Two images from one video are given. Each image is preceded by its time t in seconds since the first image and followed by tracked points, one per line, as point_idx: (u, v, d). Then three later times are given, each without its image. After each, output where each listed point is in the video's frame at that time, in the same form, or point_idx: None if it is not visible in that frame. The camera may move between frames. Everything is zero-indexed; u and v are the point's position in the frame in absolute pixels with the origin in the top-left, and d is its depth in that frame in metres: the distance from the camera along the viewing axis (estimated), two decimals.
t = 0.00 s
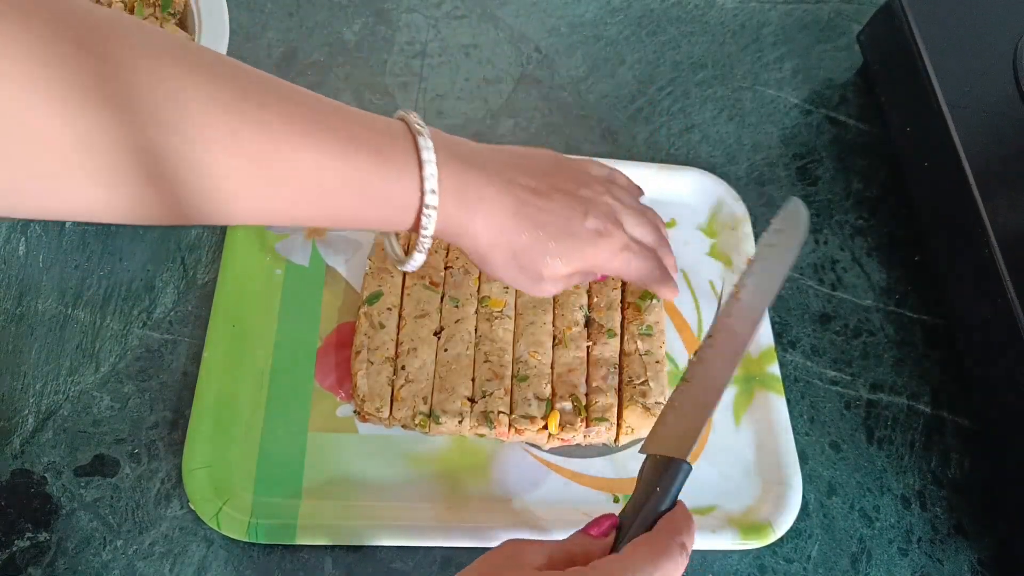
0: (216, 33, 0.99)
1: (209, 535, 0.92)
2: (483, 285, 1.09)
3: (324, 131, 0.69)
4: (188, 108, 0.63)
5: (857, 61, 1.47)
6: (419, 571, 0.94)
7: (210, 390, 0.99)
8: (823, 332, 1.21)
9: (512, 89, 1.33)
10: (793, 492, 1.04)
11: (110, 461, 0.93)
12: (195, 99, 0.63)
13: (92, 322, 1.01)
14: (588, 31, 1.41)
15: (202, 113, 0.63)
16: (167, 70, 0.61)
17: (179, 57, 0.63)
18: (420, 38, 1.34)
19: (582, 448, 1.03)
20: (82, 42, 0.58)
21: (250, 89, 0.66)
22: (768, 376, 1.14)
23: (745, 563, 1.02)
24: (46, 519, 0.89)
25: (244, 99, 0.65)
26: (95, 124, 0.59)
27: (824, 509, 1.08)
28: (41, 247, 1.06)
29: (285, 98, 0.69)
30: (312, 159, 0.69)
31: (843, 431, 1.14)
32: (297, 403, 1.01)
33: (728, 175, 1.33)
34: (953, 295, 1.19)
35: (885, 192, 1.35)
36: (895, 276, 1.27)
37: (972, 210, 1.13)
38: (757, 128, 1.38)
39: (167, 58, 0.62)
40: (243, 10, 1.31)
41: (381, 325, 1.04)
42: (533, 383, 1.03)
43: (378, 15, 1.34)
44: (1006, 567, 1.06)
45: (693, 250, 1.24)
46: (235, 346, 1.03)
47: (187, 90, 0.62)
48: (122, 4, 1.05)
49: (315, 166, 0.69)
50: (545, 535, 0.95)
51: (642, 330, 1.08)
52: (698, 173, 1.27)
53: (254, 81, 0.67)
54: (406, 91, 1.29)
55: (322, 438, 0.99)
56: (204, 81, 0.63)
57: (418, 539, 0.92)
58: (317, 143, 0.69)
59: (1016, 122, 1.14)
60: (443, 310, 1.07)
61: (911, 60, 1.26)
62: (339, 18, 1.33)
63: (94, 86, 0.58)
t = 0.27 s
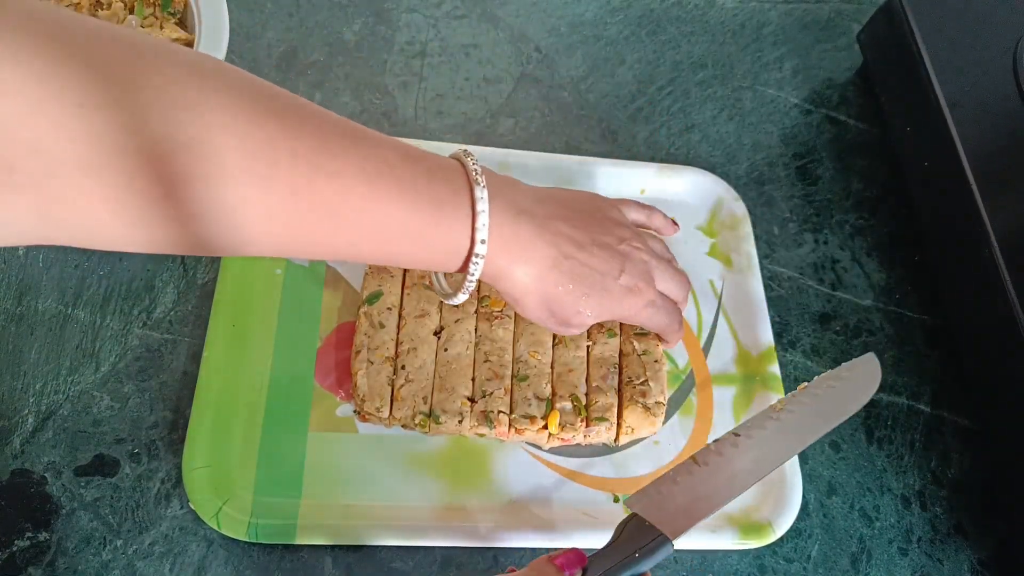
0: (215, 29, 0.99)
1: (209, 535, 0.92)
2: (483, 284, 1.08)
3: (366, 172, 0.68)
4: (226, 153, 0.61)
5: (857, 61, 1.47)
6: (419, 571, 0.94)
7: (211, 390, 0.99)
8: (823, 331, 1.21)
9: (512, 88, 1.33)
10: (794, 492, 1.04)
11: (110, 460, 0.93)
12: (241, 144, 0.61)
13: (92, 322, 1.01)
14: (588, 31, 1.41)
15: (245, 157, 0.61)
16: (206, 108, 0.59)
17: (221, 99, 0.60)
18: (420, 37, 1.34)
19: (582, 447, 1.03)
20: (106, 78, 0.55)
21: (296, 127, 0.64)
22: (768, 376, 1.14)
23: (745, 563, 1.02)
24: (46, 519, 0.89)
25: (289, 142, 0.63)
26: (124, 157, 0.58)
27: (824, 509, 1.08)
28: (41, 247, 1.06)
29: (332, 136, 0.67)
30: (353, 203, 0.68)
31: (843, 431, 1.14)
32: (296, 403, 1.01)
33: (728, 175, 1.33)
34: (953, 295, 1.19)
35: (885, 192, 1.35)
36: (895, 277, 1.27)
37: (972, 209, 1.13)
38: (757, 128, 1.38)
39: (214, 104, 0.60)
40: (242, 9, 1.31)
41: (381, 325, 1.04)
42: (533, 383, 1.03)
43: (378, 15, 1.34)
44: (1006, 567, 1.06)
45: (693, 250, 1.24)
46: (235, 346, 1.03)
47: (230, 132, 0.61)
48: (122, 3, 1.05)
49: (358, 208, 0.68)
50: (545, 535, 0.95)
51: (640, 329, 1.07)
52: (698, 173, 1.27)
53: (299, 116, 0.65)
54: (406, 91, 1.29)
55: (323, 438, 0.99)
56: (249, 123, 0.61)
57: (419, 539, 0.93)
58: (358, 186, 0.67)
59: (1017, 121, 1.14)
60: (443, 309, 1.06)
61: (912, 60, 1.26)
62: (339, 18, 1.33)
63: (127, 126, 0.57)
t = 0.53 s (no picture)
0: (215, 28, 0.98)
1: (209, 535, 0.92)
2: (483, 284, 1.08)
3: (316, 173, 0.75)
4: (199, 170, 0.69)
5: (857, 61, 1.47)
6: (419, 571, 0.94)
7: (210, 390, 0.98)
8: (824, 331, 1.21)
9: (512, 89, 1.33)
10: (794, 492, 1.04)
11: (110, 460, 0.93)
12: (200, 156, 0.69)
13: (92, 322, 1.01)
14: (588, 31, 1.41)
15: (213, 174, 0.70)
16: (212, 157, 0.69)
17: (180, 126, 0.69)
18: (420, 38, 1.34)
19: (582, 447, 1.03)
20: (119, 143, 0.64)
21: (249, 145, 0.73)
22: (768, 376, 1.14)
23: (745, 563, 1.02)
24: (46, 519, 0.89)
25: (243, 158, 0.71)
26: (132, 202, 0.67)
27: (824, 509, 1.08)
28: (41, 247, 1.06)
29: (288, 150, 0.75)
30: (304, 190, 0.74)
31: (843, 431, 1.14)
32: (297, 403, 1.01)
33: (728, 175, 1.33)
34: (953, 294, 1.19)
35: (885, 192, 1.35)
36: (895, 276, 1.27)
37: (972, 209, 1.13)
38: (757, 128, 1.38)
39: (171, 128, 0.68)
40: (243, 9, 1.31)
41: (381, 325, 1.04)
42: (532, 382, 1.03)
43: (378, 15, 1.34)
44: (1006, 567, 1.06)
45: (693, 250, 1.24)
46: (234, 347, 1.03)
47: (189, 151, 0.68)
48: (122, 2, 1.05)
49: (326, 209, 0.74)
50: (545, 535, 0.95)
51: (639, 330, 1.08)
52: (698, 173, 1.27)
53: (251, 138, 0.74)
54: (406, 91, 1.29)
55: (323, 438, 0.99)
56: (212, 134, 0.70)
57: (419, 539, 0.93)
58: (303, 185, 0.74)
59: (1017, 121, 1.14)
60: (443, 310, 1.07)
61: (912, 59, 1.25)
62: (339, 18, 1.33)
63: (118, 154, 0.64)
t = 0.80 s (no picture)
0: (216, 28, 0.98)
1: (209, 535, 0.92)
2: (484, 285, 1.09)
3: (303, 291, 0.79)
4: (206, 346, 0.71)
5: (856, 62, 1.47)
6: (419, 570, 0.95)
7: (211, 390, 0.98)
8: (823, 331, 1.21)
9: (512, 89, 1.33)
10: (794, 493, 1.04)
11: (110, 460, 0.93)
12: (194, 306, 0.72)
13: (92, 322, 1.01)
14: (588, 31, 1.41)
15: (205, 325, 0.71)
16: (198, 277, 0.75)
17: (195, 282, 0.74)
18: (420, 38, 1.34)
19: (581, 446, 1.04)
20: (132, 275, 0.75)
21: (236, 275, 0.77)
22: (768, 376, 1.14)
23: (745, 563, 1.02)
24: (46, 519, 0.89)
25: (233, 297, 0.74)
26: (122, 312, 0.71)
27: (824, 509, 1.08)
28: (41, 248, 1.06)
29: (253, 273, 0.78)
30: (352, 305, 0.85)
31: (843, 431, 1.14)
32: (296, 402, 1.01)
33: (728, 175, 1.33)
34: (952, 294, 1.19)
35: (884, 192, 1.35)
36: (894, 277, 1.28)
37: (972, 210, 1.13)
38: (757, 128, 1.38)
39: (183, 279, 0.74)
40: (242, 9, 1.31)
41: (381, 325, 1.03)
42: (533, 382, 1.02)
43: (378, 15, 1.34)
44: (1005, 567, 1.06)
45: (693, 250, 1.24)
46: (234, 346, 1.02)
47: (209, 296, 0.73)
48: (122, 3, 1.05)
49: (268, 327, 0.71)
50: (546, 535, 0.95)
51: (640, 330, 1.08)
52: (699, 173, 1.27)
53: (242, 269, 0.78)
54: (406, 91, 1.29)
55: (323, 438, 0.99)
56: (206, 354, 0.70)
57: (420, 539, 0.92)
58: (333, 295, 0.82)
59: (1017, 121, 1.15)
60: (443, 309, 1.06)
61: (911, 59, 1.25)
62: (339, 18, 1.33)
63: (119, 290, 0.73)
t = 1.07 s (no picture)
0: (216, 28, 0.98)
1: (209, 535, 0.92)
2: (483, 285, 1.09)
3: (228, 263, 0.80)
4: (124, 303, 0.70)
5: (856, 62, 1.47)
6: (419, 571, 0.95)
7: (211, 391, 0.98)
8: (823, 332, 1.21)
9: (512, 89, 1.33)
10: (794, 493, 1.04)
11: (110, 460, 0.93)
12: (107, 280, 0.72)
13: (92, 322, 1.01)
14: (588, 31, 1.41)
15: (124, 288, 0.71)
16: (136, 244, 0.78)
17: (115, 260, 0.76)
18: (420, 38, 1.34)
19: (581, 446, 1.04)
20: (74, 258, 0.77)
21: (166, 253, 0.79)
22: (768, 376, 1.14)
23: (745, 563, 1.02)
24: (46, 519, 0.89)
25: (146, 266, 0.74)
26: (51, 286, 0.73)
27: (824, 509, 1.08)
28: (41, 248, 1.06)
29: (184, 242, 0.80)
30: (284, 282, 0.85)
31: (844, 431, 1.14)
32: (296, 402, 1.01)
33: (728, 175, 1.33)
34: (952, 294, 1.19)
35: (884, 192, 1.35)
36: (894, 277, 1.28)
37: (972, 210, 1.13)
38: (757, 128, 1.38)
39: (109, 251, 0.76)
40: (242, 9, 1.31)
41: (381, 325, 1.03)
42: (532, 383, 1.02)
43: (378, 15, 1.34)
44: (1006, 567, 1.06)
45: (693, 250, 1.24)
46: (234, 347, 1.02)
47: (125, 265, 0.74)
48: (121, 3, 1.05)
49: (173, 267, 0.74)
50: (546, 535, 0.95)
51: (640, 330, 1.08)
52: (698, 173, 1.27)
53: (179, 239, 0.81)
54: (406, 91, 1.29)
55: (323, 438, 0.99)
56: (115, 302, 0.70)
57: (420, 539, 0.92)
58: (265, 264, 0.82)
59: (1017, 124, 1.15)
60: (443, 310, 1.07)
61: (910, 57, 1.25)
62: (339, 18, 1.33)
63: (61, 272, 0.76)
